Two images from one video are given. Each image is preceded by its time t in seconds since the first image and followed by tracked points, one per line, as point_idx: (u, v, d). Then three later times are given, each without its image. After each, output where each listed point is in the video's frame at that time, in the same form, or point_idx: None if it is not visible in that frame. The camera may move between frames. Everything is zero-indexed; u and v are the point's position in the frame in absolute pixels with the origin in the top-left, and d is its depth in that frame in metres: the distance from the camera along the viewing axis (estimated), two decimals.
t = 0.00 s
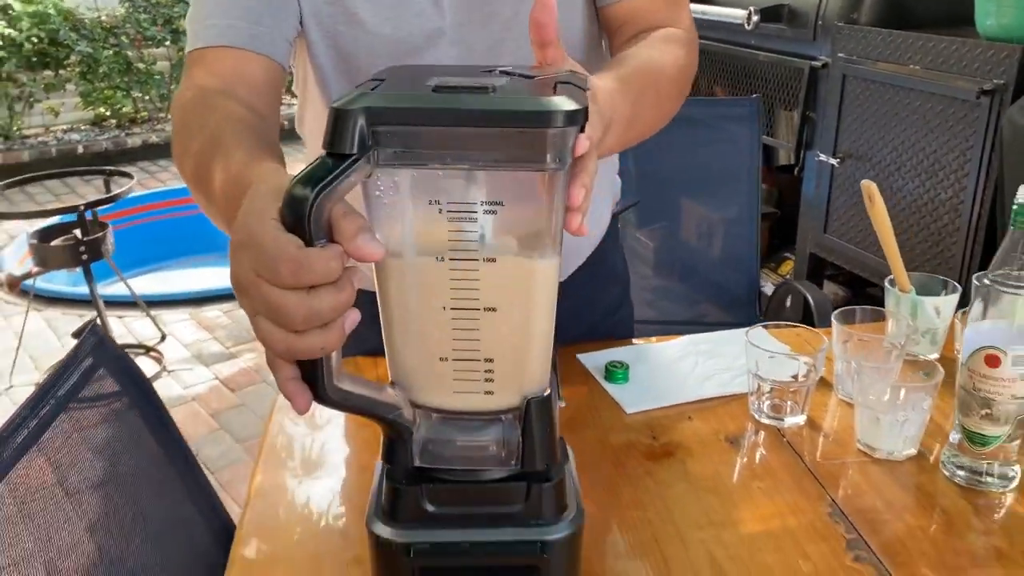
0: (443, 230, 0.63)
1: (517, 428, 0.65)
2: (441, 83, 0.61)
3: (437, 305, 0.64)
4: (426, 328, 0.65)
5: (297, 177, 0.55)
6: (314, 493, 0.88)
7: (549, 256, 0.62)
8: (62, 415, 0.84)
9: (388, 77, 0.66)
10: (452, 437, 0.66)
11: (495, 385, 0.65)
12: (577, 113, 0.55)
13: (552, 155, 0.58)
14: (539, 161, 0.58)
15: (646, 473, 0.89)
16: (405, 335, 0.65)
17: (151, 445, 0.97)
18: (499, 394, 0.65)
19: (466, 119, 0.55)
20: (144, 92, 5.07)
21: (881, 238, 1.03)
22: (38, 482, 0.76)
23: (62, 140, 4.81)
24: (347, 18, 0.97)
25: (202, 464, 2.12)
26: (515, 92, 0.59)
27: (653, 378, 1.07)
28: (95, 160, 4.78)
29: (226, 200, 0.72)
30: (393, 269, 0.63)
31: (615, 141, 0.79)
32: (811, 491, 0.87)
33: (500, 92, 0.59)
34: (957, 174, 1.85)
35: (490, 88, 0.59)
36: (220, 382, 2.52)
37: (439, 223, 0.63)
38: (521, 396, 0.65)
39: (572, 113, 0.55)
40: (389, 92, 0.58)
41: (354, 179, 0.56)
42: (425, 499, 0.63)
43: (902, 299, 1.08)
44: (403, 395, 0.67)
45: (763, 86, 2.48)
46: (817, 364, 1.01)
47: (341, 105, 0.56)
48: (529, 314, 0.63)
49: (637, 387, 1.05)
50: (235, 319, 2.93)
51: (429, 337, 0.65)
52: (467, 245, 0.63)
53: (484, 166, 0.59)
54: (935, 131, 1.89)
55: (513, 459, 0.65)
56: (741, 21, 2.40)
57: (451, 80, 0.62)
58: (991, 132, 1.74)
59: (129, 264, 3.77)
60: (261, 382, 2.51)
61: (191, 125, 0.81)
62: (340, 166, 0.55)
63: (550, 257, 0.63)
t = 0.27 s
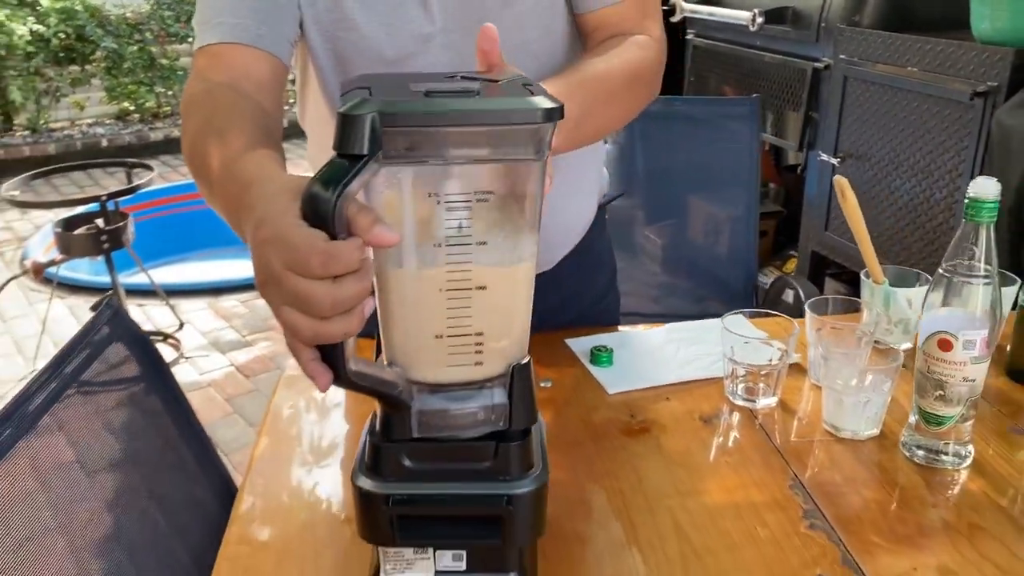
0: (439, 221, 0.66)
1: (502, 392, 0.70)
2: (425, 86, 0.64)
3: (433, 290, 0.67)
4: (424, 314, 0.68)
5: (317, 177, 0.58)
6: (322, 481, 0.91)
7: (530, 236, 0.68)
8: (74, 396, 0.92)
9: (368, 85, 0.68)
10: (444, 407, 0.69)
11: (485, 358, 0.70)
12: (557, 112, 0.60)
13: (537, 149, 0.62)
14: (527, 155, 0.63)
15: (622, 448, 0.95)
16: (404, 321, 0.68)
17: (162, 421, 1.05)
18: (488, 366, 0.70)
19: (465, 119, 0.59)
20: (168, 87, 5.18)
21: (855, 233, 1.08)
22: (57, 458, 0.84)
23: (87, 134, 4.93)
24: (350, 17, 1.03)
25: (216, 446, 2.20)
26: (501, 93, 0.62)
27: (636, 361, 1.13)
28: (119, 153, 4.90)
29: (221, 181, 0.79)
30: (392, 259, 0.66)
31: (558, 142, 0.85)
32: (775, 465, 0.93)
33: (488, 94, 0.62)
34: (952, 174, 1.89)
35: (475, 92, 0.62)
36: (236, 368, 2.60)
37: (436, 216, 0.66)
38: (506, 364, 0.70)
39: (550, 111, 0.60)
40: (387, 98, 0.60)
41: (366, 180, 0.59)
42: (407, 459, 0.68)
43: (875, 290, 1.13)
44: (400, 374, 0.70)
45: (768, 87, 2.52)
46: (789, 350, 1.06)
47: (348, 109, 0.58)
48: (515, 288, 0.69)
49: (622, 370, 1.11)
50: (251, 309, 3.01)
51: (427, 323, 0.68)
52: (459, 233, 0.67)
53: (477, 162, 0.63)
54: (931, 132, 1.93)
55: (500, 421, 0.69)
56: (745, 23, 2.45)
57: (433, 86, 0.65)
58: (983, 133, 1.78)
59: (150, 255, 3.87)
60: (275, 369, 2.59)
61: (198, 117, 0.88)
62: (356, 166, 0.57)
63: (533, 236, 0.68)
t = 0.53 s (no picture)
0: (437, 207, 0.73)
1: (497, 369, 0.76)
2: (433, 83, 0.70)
3: (430, 270, 0.74)
4: (422, 290, 0.75)
5: (323, 161, 0.65)
6: (334, 475, 0.94)
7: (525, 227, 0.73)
8: (96, 385, 0.97)
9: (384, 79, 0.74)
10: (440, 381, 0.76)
11: (478, 336, 0.77)
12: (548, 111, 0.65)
13: (528, 144, 0.68)
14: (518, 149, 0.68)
15: (618, 430, 1.00)
16: (405, 296, 0.76)
17: (176, 409, 1.10)
18: (480, 344, 0.77)
19: (460, 115, 0.64)
20: (190, 84, 5.27)
21: (849, 230, 1.12)
22: (81, 444, 0.90)
23: (111, 130, 5.02)
24: (368, 19, 1.09)
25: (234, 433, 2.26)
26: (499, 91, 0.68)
27: (636, 350, 1.18)
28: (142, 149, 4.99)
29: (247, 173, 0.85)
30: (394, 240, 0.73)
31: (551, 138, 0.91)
32: (766, 448, 0.97)
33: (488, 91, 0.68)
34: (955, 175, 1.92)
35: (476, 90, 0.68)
36: (253, 359, 2.66)
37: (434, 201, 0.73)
38: (499, 345, 0.77)
39: (543, 110, 0.65)
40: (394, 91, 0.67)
41: (366, 166, 0.65)
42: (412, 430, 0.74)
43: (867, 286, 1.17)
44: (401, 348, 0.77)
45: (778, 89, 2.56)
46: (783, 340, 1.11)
47: (357, 102, 0.64)
48: (508, 273, 0.75)
49: (622, 358, 1.16)
50: (269, 302, 3.08)
51: (424, 299, 0.76)
52: (455, 219, 0.73)
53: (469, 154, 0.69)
54: (936, 134, 1.97)
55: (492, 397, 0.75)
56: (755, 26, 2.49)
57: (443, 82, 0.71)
58: (986, 135, 1.81)
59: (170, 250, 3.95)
60: (291, 360, 2.65)
61: (223, 118, 0.94)
62: (356, 153, 0.64)
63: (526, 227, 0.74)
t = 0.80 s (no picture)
0: (446, 196, 0.76)
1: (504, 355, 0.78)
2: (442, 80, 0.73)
3: (440, 258, 0.77)
4: (433, 278, 0.78)
5: (334, 153, 0.67)
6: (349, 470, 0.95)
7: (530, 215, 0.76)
8: (117, 376, 1.00)
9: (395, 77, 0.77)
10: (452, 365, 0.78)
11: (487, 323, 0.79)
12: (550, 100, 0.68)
13: (531, 133, 0.70)
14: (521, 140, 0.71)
15: (625, 422, 1.03)
16: (416, 284, 0.79)
17: (195, 401, 1.13)
18: (488, 332, 0.79)
19: (466, 105, 0.67)
20: (211, 84, 5.33)
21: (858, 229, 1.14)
22: (101, 437, 0.92)
23: (133, 128, 5.09)
24: (387, 21, 1.12)
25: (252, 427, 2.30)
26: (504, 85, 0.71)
27: (646, 344, 1.20)
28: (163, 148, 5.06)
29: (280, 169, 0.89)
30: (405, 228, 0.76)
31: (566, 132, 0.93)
32: (771, 440, 0.99)
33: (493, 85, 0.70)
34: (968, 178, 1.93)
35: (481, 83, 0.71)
36: (271, 354, 2.70)
37: (443, 191, 0.76)
38: (507, 331, 0.79)
39: (545, 101, 0.67)
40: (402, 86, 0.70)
41: (376, 156, 0.68)
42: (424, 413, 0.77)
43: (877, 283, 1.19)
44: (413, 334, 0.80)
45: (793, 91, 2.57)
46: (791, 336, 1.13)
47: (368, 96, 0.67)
48: (514, 261, 0.77)
49: (633, 353, 1.18)
50: (287, 299, 3.12)
51: (435, 286, 0.78)
52: (464, 208, 0.76)
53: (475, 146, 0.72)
54: (949, 137, 1.97)
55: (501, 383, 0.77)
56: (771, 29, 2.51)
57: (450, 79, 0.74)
58: (999, 138, 1.82)
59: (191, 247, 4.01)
60: (308, 356, 2.69)
61: (252, 118, 0.98)
62: (367, 143, 0.66)
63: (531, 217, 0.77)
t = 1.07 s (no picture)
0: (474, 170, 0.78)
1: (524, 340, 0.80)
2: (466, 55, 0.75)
3: (468, 234, 0.78)
4: (459, 254, 0.79)
5: (373, 130, 0.69)
6: (363, 471, 0.96)
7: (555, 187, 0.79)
8: (136, 375, 1.01)
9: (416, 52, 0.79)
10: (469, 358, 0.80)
11: (510, 298, 0.82)
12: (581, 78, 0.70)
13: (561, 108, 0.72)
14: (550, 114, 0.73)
15: (638, 422, 1.04)
16: (441, 260, 0.80)
17: (213, 401, 1.15)
18: (512, 306, 0.82)
19: (500, 82, 0.69)
20: (229, 86, 5.38)
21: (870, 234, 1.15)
22: (121, 436, 0.94)
23: (152, 130, 5.15)
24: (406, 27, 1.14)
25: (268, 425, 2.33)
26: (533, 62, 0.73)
27: (659, 347, 1.21)
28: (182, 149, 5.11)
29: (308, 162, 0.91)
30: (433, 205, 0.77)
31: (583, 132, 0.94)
32: (782, 442, 1.00)
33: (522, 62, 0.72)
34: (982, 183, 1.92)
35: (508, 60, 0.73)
36: (287, 354, 2.73)
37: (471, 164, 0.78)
38: (530, 306, 0.82)
39: (575, 77, 0.70)
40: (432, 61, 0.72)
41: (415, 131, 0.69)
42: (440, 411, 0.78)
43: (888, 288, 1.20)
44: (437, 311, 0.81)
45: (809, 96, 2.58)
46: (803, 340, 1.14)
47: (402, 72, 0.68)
48: (539, 232, 0.80)
49: (646, 355, 1.19)
50: (303, 300, 3.15)
51: (461, 263, 0.79)
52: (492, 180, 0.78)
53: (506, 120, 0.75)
54: (964, 142, 1.97)
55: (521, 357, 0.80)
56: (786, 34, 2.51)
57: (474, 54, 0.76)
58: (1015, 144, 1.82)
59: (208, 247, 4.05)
60: (324, 356, 2.72)
61: (279, 116, 1.00)
62: (405, 120, 0.67)
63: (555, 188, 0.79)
